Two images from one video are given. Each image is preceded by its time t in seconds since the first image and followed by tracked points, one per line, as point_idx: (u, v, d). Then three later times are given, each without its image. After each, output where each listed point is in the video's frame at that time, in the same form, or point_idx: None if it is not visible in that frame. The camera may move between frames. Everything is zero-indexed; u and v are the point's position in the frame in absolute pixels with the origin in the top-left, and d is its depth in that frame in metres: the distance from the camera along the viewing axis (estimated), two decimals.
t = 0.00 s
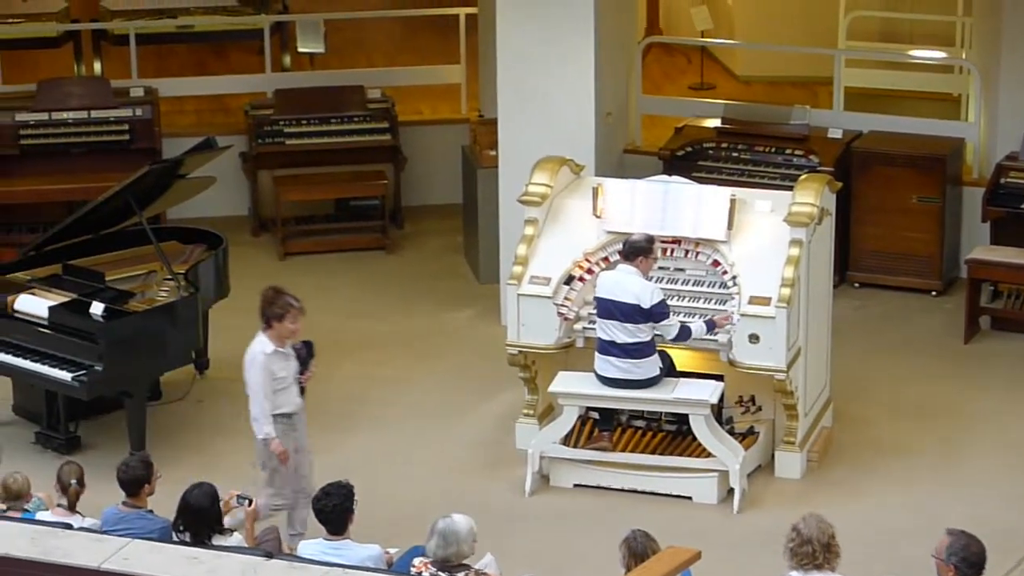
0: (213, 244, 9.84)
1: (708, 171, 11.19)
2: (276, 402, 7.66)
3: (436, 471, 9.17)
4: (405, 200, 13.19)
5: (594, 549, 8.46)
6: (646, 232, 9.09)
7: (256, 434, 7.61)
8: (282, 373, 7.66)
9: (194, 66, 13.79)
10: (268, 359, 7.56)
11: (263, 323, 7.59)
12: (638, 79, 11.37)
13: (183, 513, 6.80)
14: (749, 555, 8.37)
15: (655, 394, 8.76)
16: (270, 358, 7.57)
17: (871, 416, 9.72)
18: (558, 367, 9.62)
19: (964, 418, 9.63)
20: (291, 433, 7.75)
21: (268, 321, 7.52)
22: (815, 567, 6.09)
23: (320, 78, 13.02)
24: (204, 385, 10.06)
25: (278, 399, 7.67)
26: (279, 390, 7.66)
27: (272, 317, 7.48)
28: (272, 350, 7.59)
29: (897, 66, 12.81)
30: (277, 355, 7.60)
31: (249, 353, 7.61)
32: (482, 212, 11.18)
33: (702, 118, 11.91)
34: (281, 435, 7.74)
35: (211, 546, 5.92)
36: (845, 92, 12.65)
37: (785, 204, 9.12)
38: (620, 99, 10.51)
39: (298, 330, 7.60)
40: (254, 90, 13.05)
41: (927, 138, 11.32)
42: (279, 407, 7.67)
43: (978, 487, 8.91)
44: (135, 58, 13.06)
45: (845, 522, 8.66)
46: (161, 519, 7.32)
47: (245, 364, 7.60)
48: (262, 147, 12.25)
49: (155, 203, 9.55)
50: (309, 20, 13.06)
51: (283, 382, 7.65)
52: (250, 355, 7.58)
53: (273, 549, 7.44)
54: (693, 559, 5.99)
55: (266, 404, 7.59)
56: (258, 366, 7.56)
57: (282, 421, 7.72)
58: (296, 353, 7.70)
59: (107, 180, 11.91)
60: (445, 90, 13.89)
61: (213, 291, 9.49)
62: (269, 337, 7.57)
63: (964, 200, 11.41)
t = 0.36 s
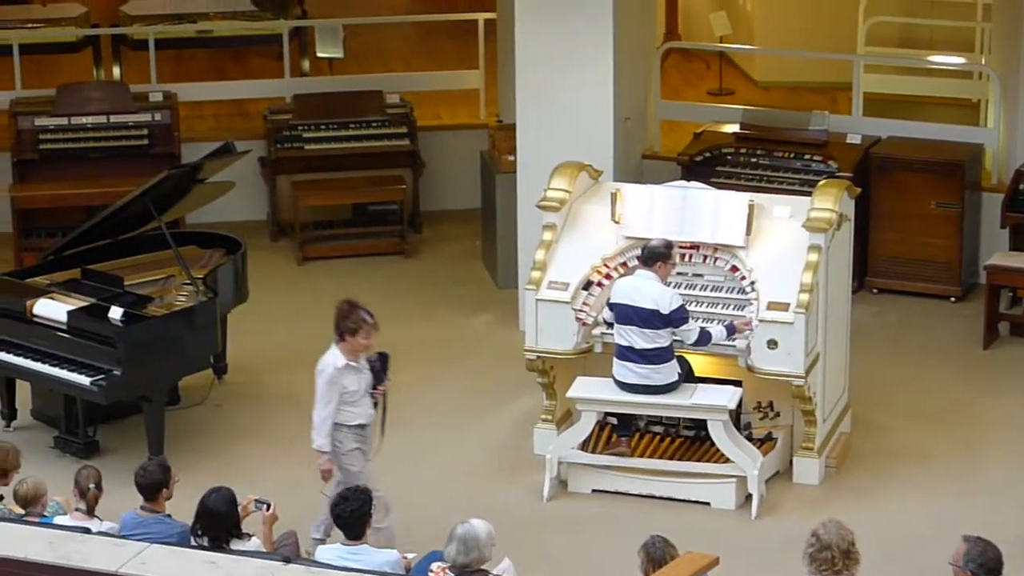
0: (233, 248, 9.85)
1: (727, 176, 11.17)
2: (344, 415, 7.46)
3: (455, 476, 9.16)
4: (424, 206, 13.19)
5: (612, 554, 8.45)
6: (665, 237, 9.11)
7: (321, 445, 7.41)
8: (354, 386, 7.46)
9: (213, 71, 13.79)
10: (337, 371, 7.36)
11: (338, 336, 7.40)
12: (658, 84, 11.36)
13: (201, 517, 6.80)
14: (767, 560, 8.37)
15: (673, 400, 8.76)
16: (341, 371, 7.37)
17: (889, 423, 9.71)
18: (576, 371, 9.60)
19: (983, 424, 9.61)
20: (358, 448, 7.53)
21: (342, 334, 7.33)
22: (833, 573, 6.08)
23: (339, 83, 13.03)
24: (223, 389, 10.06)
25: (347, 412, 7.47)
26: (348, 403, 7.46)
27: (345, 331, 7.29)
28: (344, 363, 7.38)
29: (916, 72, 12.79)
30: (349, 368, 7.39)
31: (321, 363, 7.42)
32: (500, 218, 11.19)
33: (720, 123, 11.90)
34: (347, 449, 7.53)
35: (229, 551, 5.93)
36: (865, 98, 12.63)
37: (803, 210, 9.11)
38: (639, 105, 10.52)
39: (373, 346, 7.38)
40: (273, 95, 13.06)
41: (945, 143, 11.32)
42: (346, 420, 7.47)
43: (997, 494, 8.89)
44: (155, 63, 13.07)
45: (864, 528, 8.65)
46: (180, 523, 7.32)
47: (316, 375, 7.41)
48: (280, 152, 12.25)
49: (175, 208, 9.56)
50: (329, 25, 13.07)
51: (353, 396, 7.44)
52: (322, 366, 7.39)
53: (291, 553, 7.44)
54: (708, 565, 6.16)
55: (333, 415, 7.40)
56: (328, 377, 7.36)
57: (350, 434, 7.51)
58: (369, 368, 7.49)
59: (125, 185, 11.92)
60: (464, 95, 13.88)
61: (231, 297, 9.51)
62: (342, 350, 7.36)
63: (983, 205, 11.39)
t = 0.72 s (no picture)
0: (249, 252, 9.84)
1: (744, 180, 11.17)
2: (421, 423, 7.30)
3: (472, 480, 9.16)
4: (440, 210, 13.20)
5: (628, 558, 8.45)
6: (681, 241, 9.10)
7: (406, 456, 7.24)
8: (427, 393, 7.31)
9: (230, 75, 13.80)
10: (411, 380, 7.20)
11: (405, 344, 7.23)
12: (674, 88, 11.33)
13: (218, 520, 6.80)
14: (784, 565, 8.36)
15: (690, 403, 8.75)
16: (414, 379, 7.21)
17: (907, 427, 9.70)
18: (593, 375, 9.59)
19: (1002, 429, 9.59)
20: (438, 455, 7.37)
21: (411, 342, 7.17)
22: None
23: (356, 88, 13.04)
24: (239, 393, 10.07)
25: (423, 419, 7.31)
26: (424, 411, 7.31)
27: (415, 340, 7.12)
28: (415, 371, 7.23)
29: (933, 76, 12.78)
30: (421, 376, 7.25)
31: (393, 373, 7.25)
32: (517, 221, 11.19)
33: (736, 128, 11.88)
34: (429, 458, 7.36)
35: (250, 555, 5.94)
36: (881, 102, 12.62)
37: (820, 214, 9.11)
38: (657, 109, 10.52)
39: (442, 352, 7.24)
40: (290, 99, 13.07)
41: (963, 147, 11.30)
42: (425, 428, 7.31)
43: (1016, 499, 8.87)
44: (172, 66, 13.09)
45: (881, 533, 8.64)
46: (196, 527, 7.32)
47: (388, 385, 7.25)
48: (299, 156, 12.26)
49: (193, 211, 9.57)
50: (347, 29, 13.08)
51: (427, 403, 7.29)
52: (393, 377, 7.22)
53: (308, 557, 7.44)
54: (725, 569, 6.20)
55: (410, 425, 7.24)
56: (401, 387, 7.20)
57: (429, 442, 7.35)
58: (440, 373, 7.34)
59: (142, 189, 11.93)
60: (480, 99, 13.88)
61: (247, 300, 9.49)
62: (412, 358, 7.21)
63: (1000, 210, 11.36)
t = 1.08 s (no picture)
0: (268, 256, 9.86)
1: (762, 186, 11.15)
2: (500, 439, 7.34)
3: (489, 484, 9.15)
4: (458, 215, 13.20)
5: (646, 563, 8.44)
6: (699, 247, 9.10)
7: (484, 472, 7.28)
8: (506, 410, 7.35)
9: (250, 79, 13.81)
10: (491, 396, 7.26)
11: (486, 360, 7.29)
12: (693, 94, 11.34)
13: (235, 524, 6.80)
14: (802, 571, 8.34)
15: (708, 409, 8.74)
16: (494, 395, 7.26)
17: (926, 433, 9.68)
18: (612, 380, 9.65)
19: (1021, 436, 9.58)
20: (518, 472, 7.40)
21: (492, 357, 7.23)
22: None
23: (375, 92, 13.06)
24: (258, 397, 10.08)
25: (502, 436, 7.35)
26: (504, 427, 7.35)
27: (498, 354, 7.18)
28: (495, 387, 7.28)
29: (953, 82, 12.76)
30: (500, 392, 7.29)
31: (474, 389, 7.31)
32: (535, 226, 11.19)
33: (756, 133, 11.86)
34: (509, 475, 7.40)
35: (267, 559, 5.94)
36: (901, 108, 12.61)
37: (839, 220, 9.08)
38: (676, 114, 10.51)
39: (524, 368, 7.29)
40: (309, 103, 13.09)
41: (982, 153, 11.29)
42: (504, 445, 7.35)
43: None
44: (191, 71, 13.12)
45: (899, 539, 8.62)
46: (214, 530, 7.33)
47: (469, 401, 7.30)
48: (318, 159, 12.27)
49: (212, 216, 9.57)
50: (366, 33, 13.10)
51: (506, 420, 7.33)
52: (473, 392, 7.28)
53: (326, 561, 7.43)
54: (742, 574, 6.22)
55: (490, 442, 7.28)
56: (481, 402, 7.26)
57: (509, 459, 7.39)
58: (519, 391, 7.39)
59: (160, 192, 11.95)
60: (499, 104, 13.88)
61: (267, 304, 9.53)
62: (493, 374, 7.27)
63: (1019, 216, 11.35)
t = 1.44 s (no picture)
0: (285, 261, 9.88)
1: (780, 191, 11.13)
2: (573, 449, 7.15)
3: (507, 489, 9.15)
4: (476, 220, 13.21)
5: (663, 568, 8.43)
6: (716, 252, 9.12)
7: (550, 481, 7.09)
8: (582, 420, 7.15)
9: (268, 83, 13.83)
10: (568, 407, 7.08)
11: (566, 370, 7.12)
12: (711, 99, 11.34)
13: (253, 528, 6.79)
14: None
15: (726, 415, 8.73)
16: (570, 406, 7.08)
17: (945, 439, 9.67)
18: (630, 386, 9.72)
19: None
20: (588, 483, 7.20)
21: (573, 367, 7.06)
22: None
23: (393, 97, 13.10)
24: (276, 402, 10.08)
25: (575, 446, 7.16)
26: (578, 438, 7.16)
27: (579, 365, 7.02)
28: (573, 398, 7.10)
29: (971, 87, 12.74)
30: (578, 403, 7.11)
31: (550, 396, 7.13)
32: (552, 231, 11.20)
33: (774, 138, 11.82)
34: (577, 485, 7.20)
35: (287, 563, 5.94)
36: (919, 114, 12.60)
37: (857, 225, 9.08)
38: (693, 119, 10.52)
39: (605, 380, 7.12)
40: (327, 108, 13.11)
41: (1000, 158, 11.27)
42: (576, 455, 7.16)
43: None
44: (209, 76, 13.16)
45: (917, 544, 8.61)
46: (232, 535, 7.33)
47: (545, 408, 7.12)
48: (336, 164, 12.28)
49: (230, 220, 9.58)
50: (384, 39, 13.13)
51: (582, 431, 7.14)
52: (550, 400, 7.10)
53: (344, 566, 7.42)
54: None
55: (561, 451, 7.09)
56: (556, 412, 7.08)
57: (579, 470, 7.19)
58: (598, 403, 7.20)
59: (177, 196, 11.97)
60: (518, 109, 13.88)
61: (285, 309, 9.52)
62: (571, 385, 7.09)
63: None
